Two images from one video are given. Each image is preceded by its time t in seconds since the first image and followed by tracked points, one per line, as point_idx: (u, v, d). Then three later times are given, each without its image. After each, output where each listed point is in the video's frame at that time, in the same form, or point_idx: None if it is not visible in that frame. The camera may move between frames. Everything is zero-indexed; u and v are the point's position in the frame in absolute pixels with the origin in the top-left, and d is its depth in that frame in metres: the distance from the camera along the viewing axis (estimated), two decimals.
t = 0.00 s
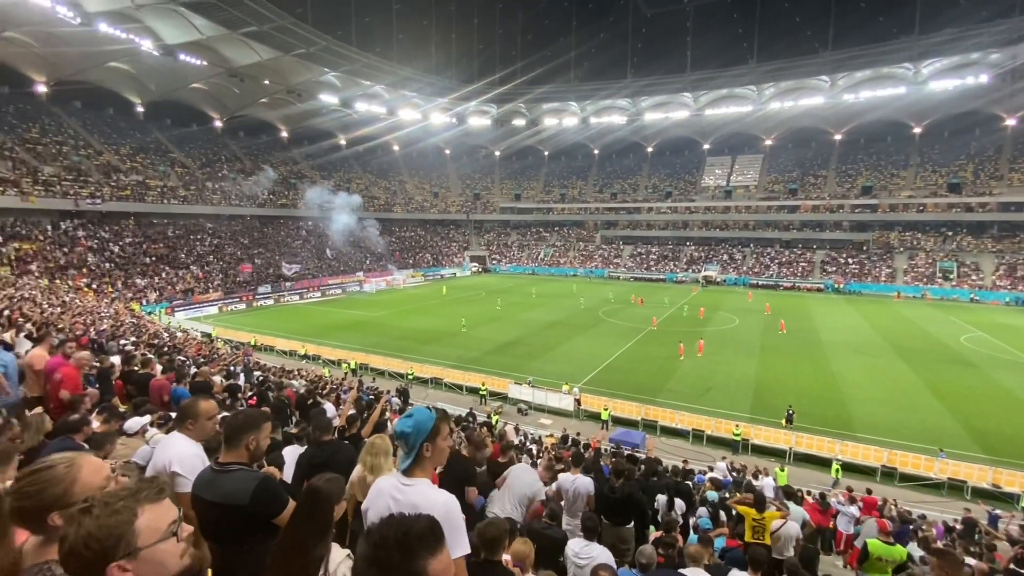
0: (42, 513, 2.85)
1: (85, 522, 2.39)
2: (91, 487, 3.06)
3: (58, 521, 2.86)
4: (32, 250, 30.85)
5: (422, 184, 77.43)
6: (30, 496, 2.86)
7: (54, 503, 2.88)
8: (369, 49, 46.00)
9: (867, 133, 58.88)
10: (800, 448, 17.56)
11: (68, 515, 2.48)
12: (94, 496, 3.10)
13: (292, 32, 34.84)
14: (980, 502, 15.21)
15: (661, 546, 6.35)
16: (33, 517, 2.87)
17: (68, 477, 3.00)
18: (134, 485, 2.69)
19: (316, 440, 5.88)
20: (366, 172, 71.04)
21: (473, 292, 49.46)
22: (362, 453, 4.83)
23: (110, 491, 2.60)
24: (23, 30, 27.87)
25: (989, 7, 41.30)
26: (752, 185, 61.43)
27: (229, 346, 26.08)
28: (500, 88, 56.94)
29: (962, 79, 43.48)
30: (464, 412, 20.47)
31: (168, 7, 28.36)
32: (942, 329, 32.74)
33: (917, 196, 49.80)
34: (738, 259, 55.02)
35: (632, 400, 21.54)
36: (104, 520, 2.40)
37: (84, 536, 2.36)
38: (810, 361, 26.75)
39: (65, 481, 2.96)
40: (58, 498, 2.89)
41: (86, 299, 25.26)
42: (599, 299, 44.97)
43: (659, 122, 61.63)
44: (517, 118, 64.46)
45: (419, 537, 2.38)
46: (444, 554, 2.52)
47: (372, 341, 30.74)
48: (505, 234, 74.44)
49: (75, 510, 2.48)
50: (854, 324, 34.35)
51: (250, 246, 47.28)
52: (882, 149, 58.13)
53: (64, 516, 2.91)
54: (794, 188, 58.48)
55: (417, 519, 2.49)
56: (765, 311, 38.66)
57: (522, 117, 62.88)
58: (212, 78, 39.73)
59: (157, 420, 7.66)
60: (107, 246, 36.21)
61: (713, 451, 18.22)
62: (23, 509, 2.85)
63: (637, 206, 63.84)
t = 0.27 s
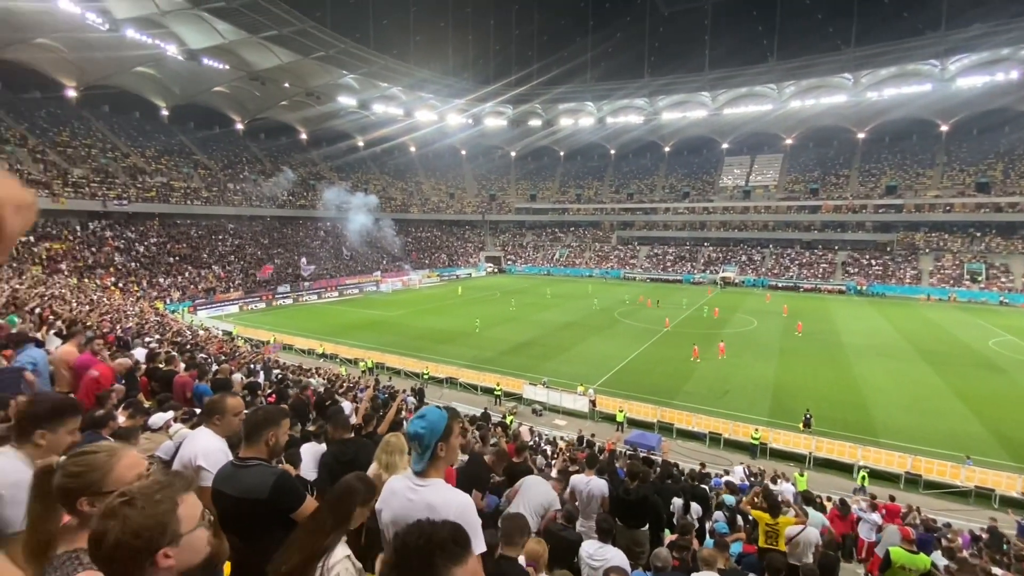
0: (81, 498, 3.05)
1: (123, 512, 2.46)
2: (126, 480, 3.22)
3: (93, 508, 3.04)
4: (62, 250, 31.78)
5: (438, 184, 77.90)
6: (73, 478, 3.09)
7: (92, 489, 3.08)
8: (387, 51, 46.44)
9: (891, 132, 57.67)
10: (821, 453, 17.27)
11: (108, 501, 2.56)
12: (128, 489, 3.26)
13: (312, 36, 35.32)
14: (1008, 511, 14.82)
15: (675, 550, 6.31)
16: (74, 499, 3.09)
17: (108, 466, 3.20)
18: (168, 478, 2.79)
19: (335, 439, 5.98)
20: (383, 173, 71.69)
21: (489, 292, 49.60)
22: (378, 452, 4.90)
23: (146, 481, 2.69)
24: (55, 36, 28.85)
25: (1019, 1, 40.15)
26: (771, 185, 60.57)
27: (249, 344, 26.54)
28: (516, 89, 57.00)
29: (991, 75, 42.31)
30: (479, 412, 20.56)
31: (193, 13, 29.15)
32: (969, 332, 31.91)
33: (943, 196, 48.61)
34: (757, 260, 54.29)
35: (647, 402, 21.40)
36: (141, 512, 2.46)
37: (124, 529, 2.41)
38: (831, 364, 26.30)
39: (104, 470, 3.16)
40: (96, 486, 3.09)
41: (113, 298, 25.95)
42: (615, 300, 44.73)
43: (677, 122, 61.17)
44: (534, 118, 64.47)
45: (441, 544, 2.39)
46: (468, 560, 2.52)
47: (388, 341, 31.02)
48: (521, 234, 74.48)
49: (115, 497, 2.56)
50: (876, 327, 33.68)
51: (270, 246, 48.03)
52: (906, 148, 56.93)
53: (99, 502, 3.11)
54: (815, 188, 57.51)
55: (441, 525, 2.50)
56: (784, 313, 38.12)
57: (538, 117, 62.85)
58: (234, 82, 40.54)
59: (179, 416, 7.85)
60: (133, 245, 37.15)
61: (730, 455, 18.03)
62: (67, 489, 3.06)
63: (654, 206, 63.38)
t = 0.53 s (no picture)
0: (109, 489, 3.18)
1: (170, 503, 2.67)
2: (151, 474, 3.36)
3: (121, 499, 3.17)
4: (88, 251, 32.50)
5: (453, 187, 78.30)
6: (103, 467, 3.23)
7: (119, 479, 3.20)
8: (403, 55, 46.88)
9: (913, 132, 56.60)
10: (841, 461, 16.96)
11: (151, 494, 2.76)
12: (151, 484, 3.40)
13: (329, 41, 35.80)
14: None
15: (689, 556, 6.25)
16: (102, 489, 3.22)
17: (134, 457, 3.33)
18: (194, 474, 3.03)
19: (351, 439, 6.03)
20: (398, 176, 72.27)
21: (503, 295, 49.67)
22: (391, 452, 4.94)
23: (181, 478, 2.93)
24: (83, 43, 29.69)
25: None
26: (789, 187, 59.80)
27: (267, 345, 26.92)
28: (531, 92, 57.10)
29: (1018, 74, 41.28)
30: (492, 414, 20.59)
31: (215, 20, 29.92)
32: (995, 338, 31.13)
33: (968, 197, 47.50)
34: (774, 264, 53.56)
35: (663, 407, 21.23)
36: (185, 503, 2.70)
37: (174, 520, 2.64)
38: (851, 370, 25.85)
39: (131, 462, 3.28)
40: (124, 476, 3.22)
41: (135, 298, 26.51)
42: (629, 303, 44.42)
43: (693, 123, 60.55)
44: (548, 121, 64.50)
45: (485, 551, 2.43)
46: (510, 571, 2.57)
47: (403, 342, 31.23)
48: (535, 237, 74.38)
49: (158, 491, 2.75)
50: (898, 332, 33.02)
51: (288, 248, 48.69)
52: (931, 149, 55.74)
53: (126, 493, 3.24)
54: (835, 190, 56.52)
55: (484, 534, 2.54)
56: (803, 317, 37.57)
57: (553, 120, 62.88)
58: (255, 87, 41.35)
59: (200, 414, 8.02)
60: (156, 247, 37.88)
61: (746, 461, 17.81)
62: (98, 479, 3.19)
63: (669, 209, 62.86)
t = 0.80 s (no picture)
0: (137, 483, 3.39)
1: (199, 500, 2.89)
2: (175, 466, 3.60)
3: (148, 492, 3.39)
4: (110, 253, 33.20)
5: (466, 191, 78.61)
6: (130, 462, 3.46)
7: (145, 472, 3.42)
8: (418, 60, 47.24)
9: (934, 135, 55.60)
10: (858, 470, 16.67)
11: (179, 491, 2.96)
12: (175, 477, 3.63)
13: (345, 47, 36.25)
14: None
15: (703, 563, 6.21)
16: (128, 482, 3.43)
17: (160, 451, 3.56)
18: (217, 471, 3.26)
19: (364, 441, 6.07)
20: (412, 180, 72.74)
21: (515, 298, 49.69)
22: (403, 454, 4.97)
23: (206, 475, 3.14)
24: (109, 51, 30.51)
25: None
26: (806, 191, 59.06)
27: (282, 346, 27.24)
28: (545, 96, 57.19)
29: None
30: (504, 418, 20.61)
31: (236, 28, 30.62)
32: (1019, 346, 30.37)
33: (991, 202, 46.48)
34: (791, 269, 52.87)
35: (676, 413, 21.06)
36: (212, 501, 2.93)
37: (203, 517, 2.86)
38: (869, 377, 25.40)
39: (157, 456, 3.51)
40: (150, 470, 3.44)
41: (156, 300, 27.02)
42: (643, 308, 44.17)
43: (708, 127, 60.20)
44: (562, 125, 64.48)
45: (517, 561, 2.40)
46: None
47: (415, 345, 31.40)
48: (548, 241, 74.36)
49: (186, 489, 2.96)
50: (919, 339, 32.36)
51: (304, 251, 49.23)
52: (953, 152, 54.71)
53: (151, 486, 3.45)
54: (853, 194, 55.69)
55: (515, 544, 2.52)
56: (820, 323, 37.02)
57: (566, 124, 62.85)
58: (272, 93, 42.04)
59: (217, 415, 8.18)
60: (175, 250, 38.55)
61: (761, 469, 17.60)
62: (125, 473, 3.40)
63: (684, 213, 62.44)
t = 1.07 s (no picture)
0: (157, 482, 3.49)
1: (218, 501, 2.95)
2: (193, 465, 3.69)
3: (168, 491, 3.48)
4: (131, 257, 33.81)
5: (478, 197, 78.94)
6: (151, 461, 3.55)
7: (165, 472, 3.52)
8: (432, 67, 47.66)
9: (952, 141, 54.87)
10: (876, 481, 16.37)
11: (199, 491, 3.01)
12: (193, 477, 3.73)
13: (361, 55, 36.74)
14: None
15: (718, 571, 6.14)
16: (148, 482, 3.53)
17: (179, 451, 3.64)
18: (234, 471, 3.32)
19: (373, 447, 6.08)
20: (425, 186, 73.27)
21: (527, 304, 49.69)
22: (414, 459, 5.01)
23: (224, 475, 3.21)
24: (132, 60, 31.28)
25: None
26: (822, 197, 58.41)
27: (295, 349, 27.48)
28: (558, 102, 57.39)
29: None
30: (515, 424, 20.54)
31: (255, 37, 31.29)
32: None
33: (1013, 208, 45.59)
34: (806, 276, 52.24)
35: (689, 421, 20.83)
36: (231, 501, 2.99)
37: (222, 516, 2.91)
38: (887, 387, 24.95)
39: (176, 455, 3.60)
40: (170, 469, 3.53)
41: (173, 303, 27.45)
42: (655, 314, 43.89)
43: (722, 132, 59.92)
44: (575, 131, 64.59)
45: None
46: None
47: (427, 350, 31.50)
48: (560, 246, 74.37)
49: (205, 489, 3.01)
50: (939, 348, 31.74)
51: (318, 256, 49.72)
52: (973, 158, 53.89)
53: (171, 485, 3.55)
54: (870, 201, 54.95)
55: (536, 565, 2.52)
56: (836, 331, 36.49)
57: (579, 130, 62.91)
58: (290, 100, 42.80)
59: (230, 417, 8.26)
60: (193, 254, 39.13)
61: (776, 479, 17.36)
62: (146, 472, 3.50)
63: (697, 219, 62.07)
